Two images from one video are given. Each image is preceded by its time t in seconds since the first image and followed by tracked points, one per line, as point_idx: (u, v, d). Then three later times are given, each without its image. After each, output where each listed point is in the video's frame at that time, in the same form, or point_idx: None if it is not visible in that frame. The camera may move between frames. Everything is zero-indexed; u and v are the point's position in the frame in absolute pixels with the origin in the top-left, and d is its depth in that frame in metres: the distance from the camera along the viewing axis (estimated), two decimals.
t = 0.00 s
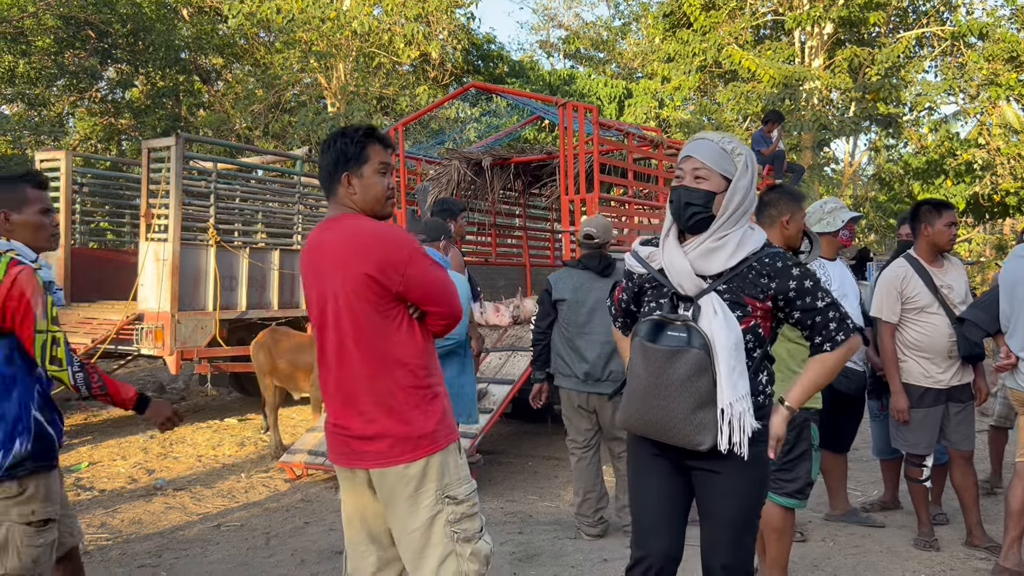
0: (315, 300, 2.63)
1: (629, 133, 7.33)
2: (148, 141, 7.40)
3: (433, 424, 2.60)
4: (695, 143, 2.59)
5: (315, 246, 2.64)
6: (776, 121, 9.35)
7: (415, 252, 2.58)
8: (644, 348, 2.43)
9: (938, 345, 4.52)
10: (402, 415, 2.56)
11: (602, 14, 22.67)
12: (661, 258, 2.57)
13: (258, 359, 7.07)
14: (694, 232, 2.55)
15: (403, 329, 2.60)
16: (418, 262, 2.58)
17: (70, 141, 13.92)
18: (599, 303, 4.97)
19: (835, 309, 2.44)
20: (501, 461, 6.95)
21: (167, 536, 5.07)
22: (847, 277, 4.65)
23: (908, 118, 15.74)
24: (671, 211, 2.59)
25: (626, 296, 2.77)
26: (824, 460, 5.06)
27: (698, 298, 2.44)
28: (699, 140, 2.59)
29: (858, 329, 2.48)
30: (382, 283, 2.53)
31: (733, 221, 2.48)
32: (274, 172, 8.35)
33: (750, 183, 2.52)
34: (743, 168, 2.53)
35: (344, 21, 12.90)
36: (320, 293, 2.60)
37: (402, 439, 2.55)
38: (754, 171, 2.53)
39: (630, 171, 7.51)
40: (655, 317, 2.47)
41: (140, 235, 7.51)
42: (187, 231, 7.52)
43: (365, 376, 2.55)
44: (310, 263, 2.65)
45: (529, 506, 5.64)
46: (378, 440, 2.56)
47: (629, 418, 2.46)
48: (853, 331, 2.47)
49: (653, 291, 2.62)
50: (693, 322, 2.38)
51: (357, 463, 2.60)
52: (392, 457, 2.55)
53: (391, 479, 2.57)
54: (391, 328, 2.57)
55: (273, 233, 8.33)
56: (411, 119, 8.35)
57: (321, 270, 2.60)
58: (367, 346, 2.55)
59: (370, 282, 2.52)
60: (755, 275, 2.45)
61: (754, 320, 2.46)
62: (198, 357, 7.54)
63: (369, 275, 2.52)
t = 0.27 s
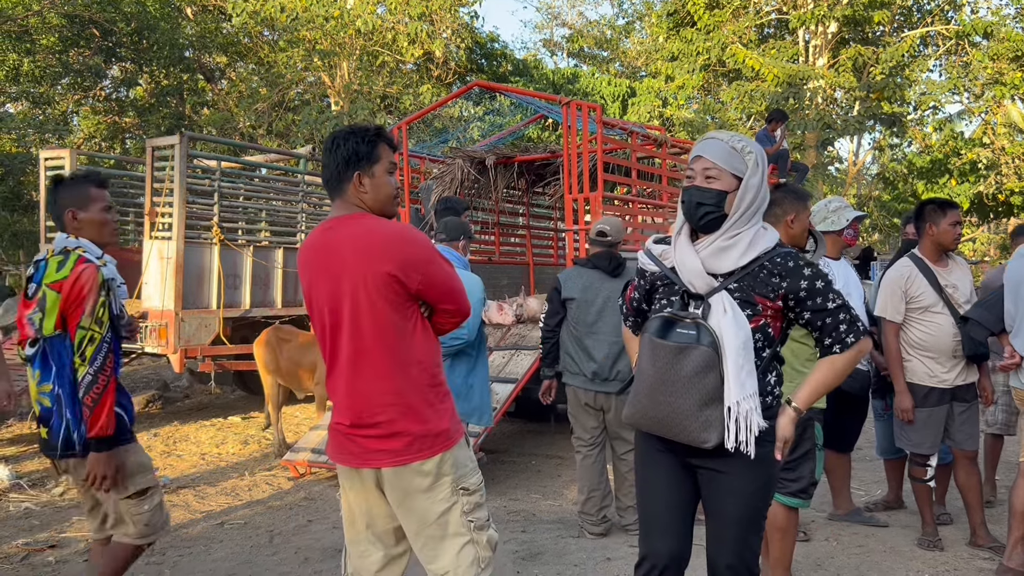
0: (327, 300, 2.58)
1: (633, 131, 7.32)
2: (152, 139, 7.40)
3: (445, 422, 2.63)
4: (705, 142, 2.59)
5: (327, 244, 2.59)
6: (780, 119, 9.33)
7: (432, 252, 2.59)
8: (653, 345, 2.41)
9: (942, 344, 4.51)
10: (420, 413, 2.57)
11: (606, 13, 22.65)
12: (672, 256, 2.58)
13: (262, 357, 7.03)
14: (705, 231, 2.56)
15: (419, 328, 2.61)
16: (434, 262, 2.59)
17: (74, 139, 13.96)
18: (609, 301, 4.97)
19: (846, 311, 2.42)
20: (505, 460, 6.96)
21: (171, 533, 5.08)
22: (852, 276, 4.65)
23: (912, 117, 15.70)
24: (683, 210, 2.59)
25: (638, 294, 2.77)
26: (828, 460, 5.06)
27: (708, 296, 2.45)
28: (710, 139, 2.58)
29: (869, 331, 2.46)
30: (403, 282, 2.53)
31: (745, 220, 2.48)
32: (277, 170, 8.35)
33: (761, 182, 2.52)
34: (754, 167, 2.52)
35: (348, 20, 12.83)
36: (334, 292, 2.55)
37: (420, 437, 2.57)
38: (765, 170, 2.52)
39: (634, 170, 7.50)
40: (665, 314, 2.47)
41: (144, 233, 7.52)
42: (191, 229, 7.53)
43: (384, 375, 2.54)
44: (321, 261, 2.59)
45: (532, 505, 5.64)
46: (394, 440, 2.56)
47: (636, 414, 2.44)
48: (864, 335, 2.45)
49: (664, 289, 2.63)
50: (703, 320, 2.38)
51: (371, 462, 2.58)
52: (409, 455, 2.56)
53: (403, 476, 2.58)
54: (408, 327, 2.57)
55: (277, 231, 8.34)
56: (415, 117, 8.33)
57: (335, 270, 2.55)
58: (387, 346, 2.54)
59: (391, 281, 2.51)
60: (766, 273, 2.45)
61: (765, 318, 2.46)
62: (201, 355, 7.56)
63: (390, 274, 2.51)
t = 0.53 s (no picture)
0: (344, 298, 2.56)
1: (637, 130, 7.32)
2: (158, 138, 7.41)
3: (457, 418, 2.66)
4: (721, 141, 2.57)
5: (345, 242, 2.57)
6: (785, 119, 9.33)
7: (449, 251, 2.61)
8: (659, 340, 2.43)
9: (948, 344, 4.51)
10: (435, 411, 2.60)
11: (610, 11, 22.63)
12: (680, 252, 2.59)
13: (266, 354, 7.10)
14: (719, 229, 2.53)
15: (434, 327, 2.62)
16: (451, 261, 2.61)
17: (80, 137, 13.99)
18: (621, 299, 4.97)
19: (850, 314, 2.41)
20: (509, 459, 6.96)
21: (176, 531, 5.09)
22: (857, 276, 4.64)
23: (918, 116, 15.65)
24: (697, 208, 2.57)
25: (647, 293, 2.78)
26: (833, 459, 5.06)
27: (717, 293, 2.44)
28: (726, 138, 2.58)
29: (871, 335, 2.45)
30: (423, 282, 2.54)
31: (757, 218, 2.51)
32: (282, 169, 8.36)
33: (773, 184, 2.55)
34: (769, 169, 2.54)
35: (353, 18, 12.84)
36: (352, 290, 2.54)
37: (435, 434, 2.59)
38: (776, 172, 2.56)
39: (638, 169, 7.50)
40: (672, 310, 2.49)
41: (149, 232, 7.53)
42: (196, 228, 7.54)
43: (402, 373, 2.55)
44: (337, 259, 2.57)
45: (536, 504, 5.65)
46: (410, 437, 2.57)
47: (642, 409, 2.46)
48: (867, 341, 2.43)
49: (672, 285, 2.63)
50: (709, 317, 2.39)
51: (384, 459, 2.58)
52: (425, 452, 2.58)
53: (417, 471, 2.60)
54: (425, 326, 2.59)
55: (282, 230, 8.35)
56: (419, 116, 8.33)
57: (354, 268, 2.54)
58: (405, 344, 2.54)
59: (412, 280, 2.52)
60: (774, 271, 2.45)
61: (770, 316, 2.45)
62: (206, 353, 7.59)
63: (411, 273, 2.51)
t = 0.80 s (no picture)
0: (371, 296, 2.55)
1: (643, 129, 7.31)
2: (164, 136, 7.43)
3: (479, 414, 2.70)
4: (728, 140, 2.58)
5: (372, 240, 2.57)
6: (791, 117, 9.32)
7: (475, 250, 2.64)
8: (675, 337, 2.43)
9: (955, 344, 4.49)
10: (460, 406, 2.63)
11: (615, 10, 22.61)
12: (687, 251, 2.59)
13: (272, 353, 7.11)
14: (725, 227, 2.54)
15: (458, 324, 2.65)
16: (477, 260, 2.64)
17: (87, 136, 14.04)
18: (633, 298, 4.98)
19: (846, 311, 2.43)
20: (514, 457, 6.97)
21: (183, 528, 5.11)
22: (863, 275, 4.63)
23: (924, 115, 15.60)
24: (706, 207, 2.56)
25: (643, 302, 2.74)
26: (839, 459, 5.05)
27: (728, 290, 2.45)
28: (733, 136, 2.58)
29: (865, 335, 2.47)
30: (451, 280, 2.56)
31: (763, 215, 2.52)
32: (287, 168, 8.37)
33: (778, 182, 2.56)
34: (775, 166, 2.55)
35: (358, 18, 12.83)
36: (380, 288, 2.54)
37: (460, 429, 2.62)
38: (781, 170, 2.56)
39: (644, 167, 7.49)
40: (684, 308, 2.48)
41: (156, 230, 7.56)
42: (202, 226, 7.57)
43: (430, 369, 2.57)
44: (364, 257, 2.57)
45: (541, 502, 5.65)
46: (437, 432, 2.59)
47: (655, 410, 2.44)
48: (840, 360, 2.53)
49: (676, 286, 2.60)
50: (725, 313, 2.40)
51: (410, 455, 2.59)
52: (450, 447, 2.60)
53: (440, 468, 2.61)
54: (451, 324, 2.61)
55: (287, 229, 8.36)
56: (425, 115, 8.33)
57: (381, 264, 2.54)
58: (434, 342, 2.56)
59: (441, 279, 2.54)
60: (782, 264, 2.46)
61: (781, 309, 2.45)
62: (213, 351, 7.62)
63: (440, 272, 2.54)
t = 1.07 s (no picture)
0: (403, 292, 2.57)
1: (649, 128, 7.30)
2: (171, 135, 7.45)
3: (501, 409, 2.75)
4: (720, 137, 2.58)
5: (404, 237, 2.59)
6: (798, 116, 9.29)
7: (501, 249, 2.70)
8: (679, 335, 2.38)
9: (963, 343, 4.48)
10: (487, 401, 2.67)
11: (622, 9, 22.58)
12: (681, 250, 2.56)
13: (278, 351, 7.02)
14: (719, 224, 2.54)
15: (486, 321, 2.70)
16: (504, 258, 2.69)
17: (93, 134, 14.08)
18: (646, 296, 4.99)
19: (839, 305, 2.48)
20: (520, 456, 6.96)
21: (189, 526, 5.12)
22: (872, 274, 4.61)
23: (932, 114, 15.53)
24: (701, 204, 2.55)
25: (632, 304, 2.69)
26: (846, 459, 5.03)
27: (726, 287, 2.45)
28: (725, 134, 2.58)
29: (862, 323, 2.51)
30: (482, 277, 2.61)
31: (756, 212, 2.54)
32: (294, 166, 8.38)
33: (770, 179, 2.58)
34: (766, 164, 2.57)
35: (364, 16, 12.91)
36: (413, 284, 2.56)
37: (487, 424, 2.66)
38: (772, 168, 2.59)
39: (651, 166, 7.48)
40: (684, 308, 2.45)
41: (162, 228, 7.57)
42: (209, 225, 7.59)
43: (461, 364, 2.59)
44: (395, 253, 2.58)
45: (546, 501, 5.64)
46: (466, 428, 2.62)
47: (659, 412, 2.39)
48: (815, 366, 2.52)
49: (670, 286, 2.57)
50: (727, 310, 2.39)
51: (439, 451, 2.61)
52: (478, 442, 2.64)
53: (468, 464, 2.64)
54: (480, 320, 2.65)
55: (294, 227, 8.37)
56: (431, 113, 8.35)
57: (413, 261, 2.56)
58: (466, 337, 2.60)
59: (472, 276, 2.59)
60: (777, 261, 2.49)
61: (780, 305, 2.47)
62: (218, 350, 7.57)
63: (472, 269, 2.58)
